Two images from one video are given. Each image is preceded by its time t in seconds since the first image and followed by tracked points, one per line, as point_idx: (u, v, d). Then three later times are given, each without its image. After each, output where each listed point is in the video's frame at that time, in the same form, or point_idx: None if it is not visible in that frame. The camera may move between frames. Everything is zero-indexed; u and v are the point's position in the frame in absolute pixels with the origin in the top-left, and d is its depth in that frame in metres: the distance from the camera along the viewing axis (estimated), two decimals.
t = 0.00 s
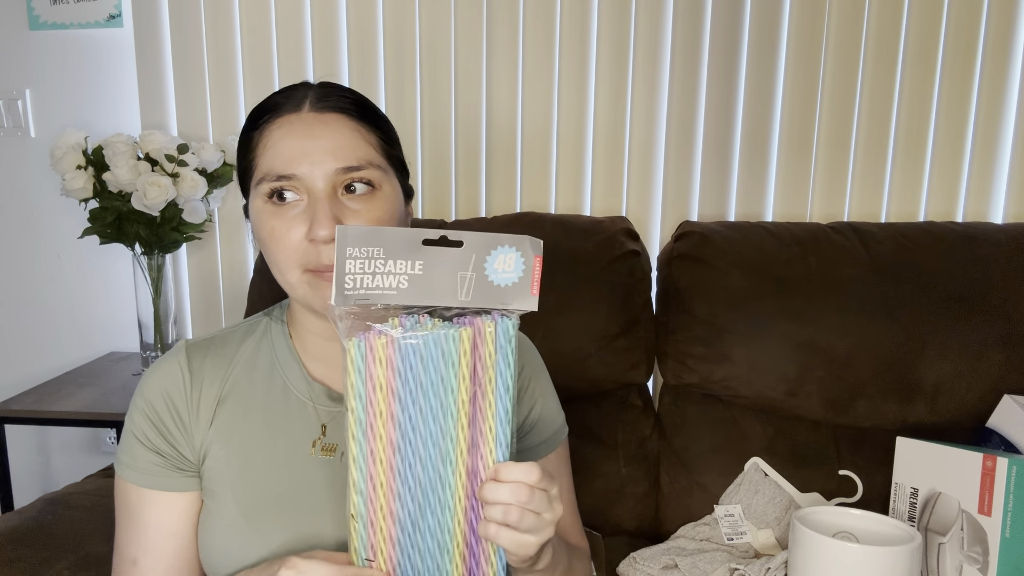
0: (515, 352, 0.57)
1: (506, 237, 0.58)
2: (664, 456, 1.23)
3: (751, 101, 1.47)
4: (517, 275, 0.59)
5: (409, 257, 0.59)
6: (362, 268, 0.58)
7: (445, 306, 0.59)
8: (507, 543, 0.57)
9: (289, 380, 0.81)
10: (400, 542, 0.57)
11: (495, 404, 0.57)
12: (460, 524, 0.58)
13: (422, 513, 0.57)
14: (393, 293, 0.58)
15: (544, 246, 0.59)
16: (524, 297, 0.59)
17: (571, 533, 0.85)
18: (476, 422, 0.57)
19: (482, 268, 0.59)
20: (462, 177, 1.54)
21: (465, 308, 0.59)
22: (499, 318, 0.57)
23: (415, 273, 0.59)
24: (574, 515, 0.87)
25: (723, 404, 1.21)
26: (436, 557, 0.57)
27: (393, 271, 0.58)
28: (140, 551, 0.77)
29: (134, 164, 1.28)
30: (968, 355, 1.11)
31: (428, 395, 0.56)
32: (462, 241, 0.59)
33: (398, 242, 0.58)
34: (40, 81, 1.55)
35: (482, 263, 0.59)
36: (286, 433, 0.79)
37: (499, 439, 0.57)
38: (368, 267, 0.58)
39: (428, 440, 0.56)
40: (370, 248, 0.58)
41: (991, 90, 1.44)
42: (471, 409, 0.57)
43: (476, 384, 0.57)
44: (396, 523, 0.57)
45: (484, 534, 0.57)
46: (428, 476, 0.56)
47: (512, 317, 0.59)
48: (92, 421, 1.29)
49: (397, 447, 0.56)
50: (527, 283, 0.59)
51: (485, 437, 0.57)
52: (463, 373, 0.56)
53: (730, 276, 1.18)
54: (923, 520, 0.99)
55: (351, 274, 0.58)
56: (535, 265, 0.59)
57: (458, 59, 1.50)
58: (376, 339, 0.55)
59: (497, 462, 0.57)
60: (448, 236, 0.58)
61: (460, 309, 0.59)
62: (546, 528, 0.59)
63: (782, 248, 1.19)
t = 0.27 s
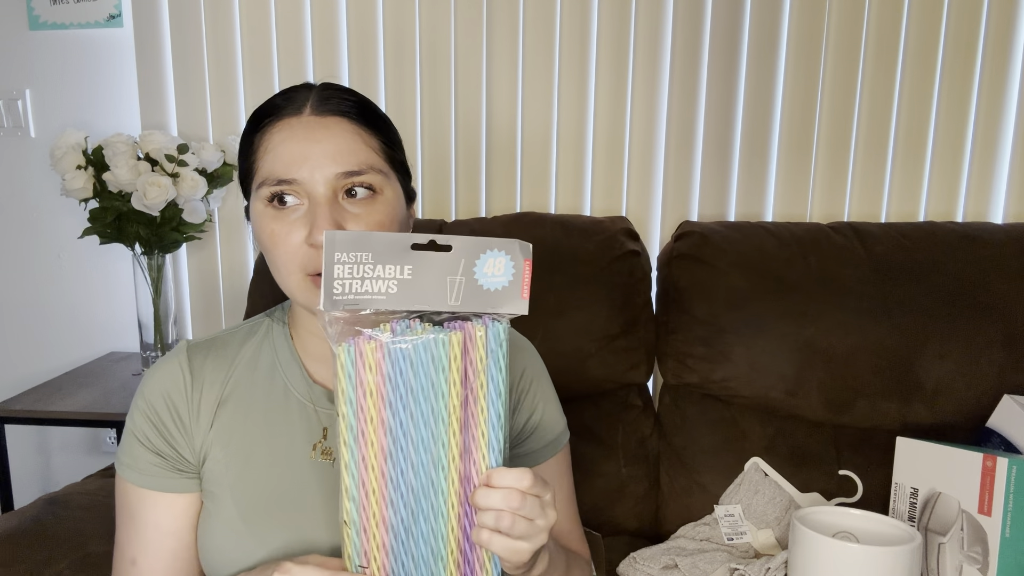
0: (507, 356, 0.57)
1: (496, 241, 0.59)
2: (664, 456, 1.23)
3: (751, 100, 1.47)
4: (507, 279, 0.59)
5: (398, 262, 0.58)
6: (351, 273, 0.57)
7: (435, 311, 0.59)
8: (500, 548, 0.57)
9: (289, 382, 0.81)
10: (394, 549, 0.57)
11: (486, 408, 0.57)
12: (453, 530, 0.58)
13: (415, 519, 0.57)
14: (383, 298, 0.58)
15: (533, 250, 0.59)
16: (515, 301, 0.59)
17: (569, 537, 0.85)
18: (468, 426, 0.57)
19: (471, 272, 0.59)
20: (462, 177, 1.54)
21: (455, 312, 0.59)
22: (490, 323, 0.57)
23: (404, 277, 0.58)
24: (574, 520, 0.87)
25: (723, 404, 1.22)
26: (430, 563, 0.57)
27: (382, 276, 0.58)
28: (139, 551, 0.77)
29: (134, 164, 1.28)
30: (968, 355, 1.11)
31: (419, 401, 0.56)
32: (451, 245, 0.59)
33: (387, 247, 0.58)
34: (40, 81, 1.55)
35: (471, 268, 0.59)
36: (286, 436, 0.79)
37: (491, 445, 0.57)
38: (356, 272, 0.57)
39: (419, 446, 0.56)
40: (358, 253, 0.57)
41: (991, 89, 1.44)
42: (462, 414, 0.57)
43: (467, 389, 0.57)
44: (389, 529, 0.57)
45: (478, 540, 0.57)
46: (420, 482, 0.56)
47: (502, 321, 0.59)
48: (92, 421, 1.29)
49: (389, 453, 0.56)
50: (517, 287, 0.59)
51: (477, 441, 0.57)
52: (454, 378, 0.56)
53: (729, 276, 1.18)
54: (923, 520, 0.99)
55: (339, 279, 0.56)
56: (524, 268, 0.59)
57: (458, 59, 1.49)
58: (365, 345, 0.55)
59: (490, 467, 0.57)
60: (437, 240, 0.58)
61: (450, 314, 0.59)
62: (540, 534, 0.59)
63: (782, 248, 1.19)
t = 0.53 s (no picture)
0: (519, 350, 0.58)
1: (509, 233, 0.58)
2: (664, 456, 1.23)
3: (751, 101, 1.47)
4: (520, 272, 0.59)
5: (413, 254, 0.58)
6: (367, 265, 0.57)
7: (450, 304, 0.59)
8: (510, 543, 0.57)
9: (289, 381, 0.81)
10: (403, 543, 0.57)
11: (498, 402, 0.57)
12: (462, 523, 0.58)
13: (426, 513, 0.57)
14: (397, 290, 0.58)
15: (545, 243, 0.60)
16: (528, 294, 0.59)
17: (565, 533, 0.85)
18: (480, 420, 0.57)
19: (485, 264, 0.59)
20: (462, 177, 1.54)
21: (469, 305, 0.59)
22: (502, 316, 0.58)
23: (418, 270, 0.58)
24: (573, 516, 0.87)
25: (722, 404, 1.22)
26: (440, 557, 0.58)
27: (397, 268, 0.58)
28: (139, 552, 0.77)
29: (134, 164, 1.28)
30: (968, 355, 1.11)
31: (432, 394, 0.56)
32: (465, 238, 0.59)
33: (402, 239, 0.58)
34: (40, 81, 1.55)
35: (484, 260, 0.59)
36: (286, 434, 0.79)
37: (501, 439, 0.57)
38: (372, 263, 0.57)
39: (432, 439, 0.56)
40: (373, 245, 0.57)
41: (992, 89, 1.44)
42: (474, 407, 0.57)
43: (479, 383, 0.57)
44: (399, 524, 0.57)
45: (487, 534, 0.57)
46: (431, 476, 0.57)
47: (514, 314, 0.59)
48: (92, 421, 1.29)
49: (402, 447, 0.56)
50: (530, 280, 0.59)
51: (489, 434, 0.57)
52: (467, 371, 0.56)
53: (730, 276, 1.18)
54: (923, 520, 0.99)
55: (356, 270, 0.57)
56: (537, 261, 0.59)
57: (458, 59, 1.49)
58: (380, 337, 0.55)
59: (500, 461, 0.57)
60: (451, 233, 0.58)
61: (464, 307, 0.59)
62: (550, 528, 0.59)
63: (782, 248, 1.19)
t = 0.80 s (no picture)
0: (529, 349, 0.58)
1: (525, 232, 0.59)
2: (664, 456, 1.23)
3: (751, 100, 1.47)
4: (534, 271, 0.59)
5: (428, 250, 0.58)
6: (382, 259, 0.57)
7: (462, 301, 0.59)
8: (515, 541, 0.57)
9: (284, 384, 0.81)
10: (408, 539, 0.57)
11: (507, 400, 0.57)
12: (468, 522, 0.58)
13: (432, 509, 0.57)
14: (411, 285, 0.58)
15: (562, 243, 0.60)
16: (541, 294, 0.59)
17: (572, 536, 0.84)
18: (488, 417, 0.58)
19: (500, 262, 0.59)
20: (462, 177, 1.54)
21: (482, 303, 0.59)
22: (515, 314, 0.58)
23: (433, 266, 0.58)
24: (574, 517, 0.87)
25: (723, 404, 1.22)
26: (445, 553, 0.58)
27: (412, 263, 0.58)
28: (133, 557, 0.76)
29: (134, 164, 1.28)
30: (968, 354, 1.11)
31: (443, 390, 0.56)
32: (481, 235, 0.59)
33: (418, 234, 0.58)
34: (39, 81, 1.55)
35: (500, 258, 0.59)
36: (281, 436, 0.79)
37: (509, 437, 0.58)
38: (387, 257, 0.58)
39: (441, 436, 0.56)
40: (389, 239, 0.57)
41: (992, 89, 1.44)
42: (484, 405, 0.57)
43: (489, 381, 0.57)
44: (405, 520, 0.57)
45: (492, 533, 0.57)
46: (439, 473, 0.57)
47: (527, 313, 0.60)
48: (92, 421, 1.29)
49: (411, 443, 0.56)
50: (545, 279, 0.59)
51: (497, 433, 0.58)
52: (478, 368, 0.57)
53: (730, 276, 1.18)
54: (923, 520, 0.99)
55: (370, 264, 0.57)
56: (552, 261, 0.59)
57: (458, 58, 1.49)
58: (393, 332, 0.56)
59: (507, 459, 0.58)
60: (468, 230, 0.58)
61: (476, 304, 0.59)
62: (557, 529, 0.59)
63: (782, 248, 1.19)
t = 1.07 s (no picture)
0: (521, 337, 0.58)
1: (517, 221, 0.59)
2: (664, 456, 1.23)
3: (751, 100, 1.47)
4: (526, 260, 0.59)
5: (420, 238, 0.58)
6: (373, 247, 0.56)
7: (454, 289, 0.59)
8: (507, 531, 0.57)
9: (277, 384, 0.81)
10: (400, 529, 0.57)
11: (498, 389, 0.57)
12: (460, 513, 0.58)
13: (424, 499, 0.57)
14: (403, 273, 0.57)
15: (553, 232, 0.60)
16: (532, 282, 0.60)
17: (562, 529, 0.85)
18: (480, 407, 0.58)
19: (491, 251, 0.59)
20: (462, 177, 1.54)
21: (474, 291, 0.59)
22: (506, 304, 0.58)
23: (425, 254, 0.58)
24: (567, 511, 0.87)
25: (722, 404, 1.22)
26: (437, 544, 0.58)
27: (404, 251, 0.57)
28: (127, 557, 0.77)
29: (134, 164, 1.28)
30: (968, 354, 1.11)
31: (434, 379, 0.56)
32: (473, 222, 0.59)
33: (410, 222, 0.57)
34: (40, 81, 1.55)
35: (491, 247, 0.59)
36: (275, 434, 0.79)
37: (501, 427, 0.57)
38: (379, 246, 0.56)
39: (432, 425, 0.56)
40: (380, 227, 0.56)
41: (991, 89, 1.44)
42: (475, 393, 0.57)
43: (481, 370, 0.57)
44: (397, 511, 0.57)
45: (484, 524, 0.57)
46: (431, 462, 0.57)
47: (518, 302, 0.60)
48: (92, 422, 1.29)
49: (402, 431, 0.56)
50: (536, 268, 0.60)
51: (489, 421, 0.57)
52: (469, 356, 0.57)
53: (729, 276, 1.18)
54: (923, 520, 0.99)
55: (362, 251, 0.56)
56: (544, 249, 0.60)
57: (458, 58, 1.49)
58: (384, 320, 0.55)
59: (499, 450, 0.58)
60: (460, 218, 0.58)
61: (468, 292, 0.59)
62: (548, 519, 0.58)
63: (782, 248, 1.19)
